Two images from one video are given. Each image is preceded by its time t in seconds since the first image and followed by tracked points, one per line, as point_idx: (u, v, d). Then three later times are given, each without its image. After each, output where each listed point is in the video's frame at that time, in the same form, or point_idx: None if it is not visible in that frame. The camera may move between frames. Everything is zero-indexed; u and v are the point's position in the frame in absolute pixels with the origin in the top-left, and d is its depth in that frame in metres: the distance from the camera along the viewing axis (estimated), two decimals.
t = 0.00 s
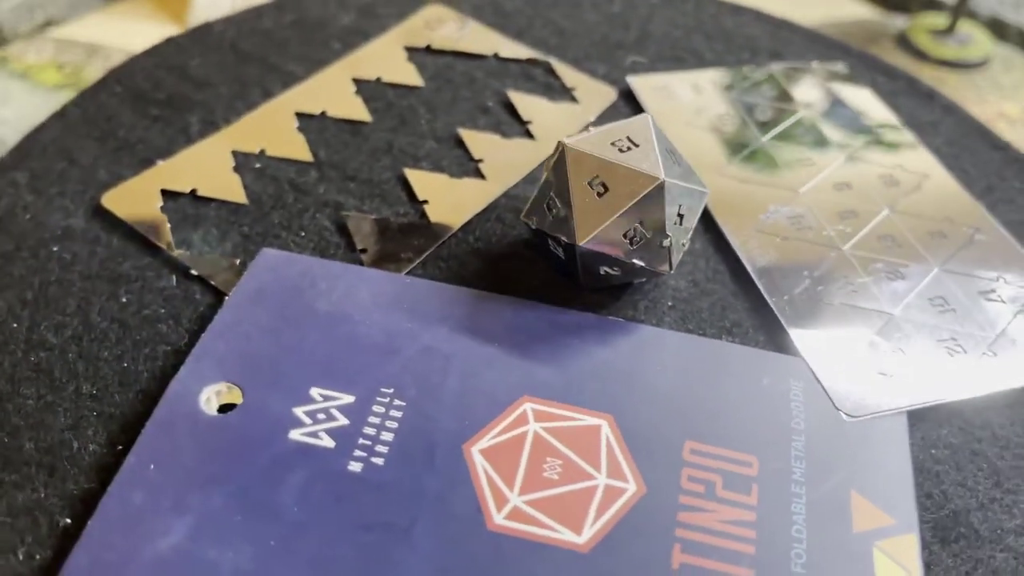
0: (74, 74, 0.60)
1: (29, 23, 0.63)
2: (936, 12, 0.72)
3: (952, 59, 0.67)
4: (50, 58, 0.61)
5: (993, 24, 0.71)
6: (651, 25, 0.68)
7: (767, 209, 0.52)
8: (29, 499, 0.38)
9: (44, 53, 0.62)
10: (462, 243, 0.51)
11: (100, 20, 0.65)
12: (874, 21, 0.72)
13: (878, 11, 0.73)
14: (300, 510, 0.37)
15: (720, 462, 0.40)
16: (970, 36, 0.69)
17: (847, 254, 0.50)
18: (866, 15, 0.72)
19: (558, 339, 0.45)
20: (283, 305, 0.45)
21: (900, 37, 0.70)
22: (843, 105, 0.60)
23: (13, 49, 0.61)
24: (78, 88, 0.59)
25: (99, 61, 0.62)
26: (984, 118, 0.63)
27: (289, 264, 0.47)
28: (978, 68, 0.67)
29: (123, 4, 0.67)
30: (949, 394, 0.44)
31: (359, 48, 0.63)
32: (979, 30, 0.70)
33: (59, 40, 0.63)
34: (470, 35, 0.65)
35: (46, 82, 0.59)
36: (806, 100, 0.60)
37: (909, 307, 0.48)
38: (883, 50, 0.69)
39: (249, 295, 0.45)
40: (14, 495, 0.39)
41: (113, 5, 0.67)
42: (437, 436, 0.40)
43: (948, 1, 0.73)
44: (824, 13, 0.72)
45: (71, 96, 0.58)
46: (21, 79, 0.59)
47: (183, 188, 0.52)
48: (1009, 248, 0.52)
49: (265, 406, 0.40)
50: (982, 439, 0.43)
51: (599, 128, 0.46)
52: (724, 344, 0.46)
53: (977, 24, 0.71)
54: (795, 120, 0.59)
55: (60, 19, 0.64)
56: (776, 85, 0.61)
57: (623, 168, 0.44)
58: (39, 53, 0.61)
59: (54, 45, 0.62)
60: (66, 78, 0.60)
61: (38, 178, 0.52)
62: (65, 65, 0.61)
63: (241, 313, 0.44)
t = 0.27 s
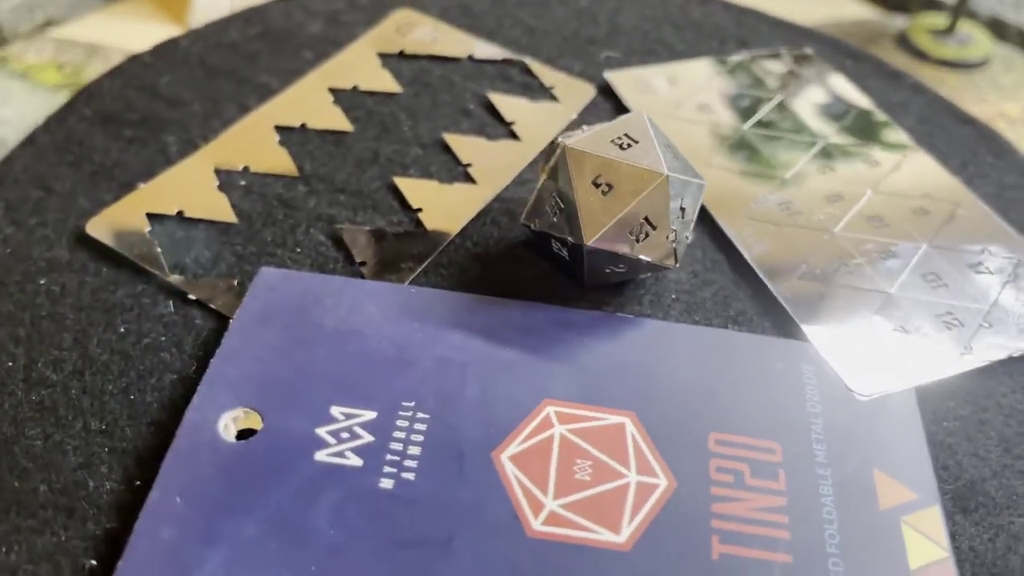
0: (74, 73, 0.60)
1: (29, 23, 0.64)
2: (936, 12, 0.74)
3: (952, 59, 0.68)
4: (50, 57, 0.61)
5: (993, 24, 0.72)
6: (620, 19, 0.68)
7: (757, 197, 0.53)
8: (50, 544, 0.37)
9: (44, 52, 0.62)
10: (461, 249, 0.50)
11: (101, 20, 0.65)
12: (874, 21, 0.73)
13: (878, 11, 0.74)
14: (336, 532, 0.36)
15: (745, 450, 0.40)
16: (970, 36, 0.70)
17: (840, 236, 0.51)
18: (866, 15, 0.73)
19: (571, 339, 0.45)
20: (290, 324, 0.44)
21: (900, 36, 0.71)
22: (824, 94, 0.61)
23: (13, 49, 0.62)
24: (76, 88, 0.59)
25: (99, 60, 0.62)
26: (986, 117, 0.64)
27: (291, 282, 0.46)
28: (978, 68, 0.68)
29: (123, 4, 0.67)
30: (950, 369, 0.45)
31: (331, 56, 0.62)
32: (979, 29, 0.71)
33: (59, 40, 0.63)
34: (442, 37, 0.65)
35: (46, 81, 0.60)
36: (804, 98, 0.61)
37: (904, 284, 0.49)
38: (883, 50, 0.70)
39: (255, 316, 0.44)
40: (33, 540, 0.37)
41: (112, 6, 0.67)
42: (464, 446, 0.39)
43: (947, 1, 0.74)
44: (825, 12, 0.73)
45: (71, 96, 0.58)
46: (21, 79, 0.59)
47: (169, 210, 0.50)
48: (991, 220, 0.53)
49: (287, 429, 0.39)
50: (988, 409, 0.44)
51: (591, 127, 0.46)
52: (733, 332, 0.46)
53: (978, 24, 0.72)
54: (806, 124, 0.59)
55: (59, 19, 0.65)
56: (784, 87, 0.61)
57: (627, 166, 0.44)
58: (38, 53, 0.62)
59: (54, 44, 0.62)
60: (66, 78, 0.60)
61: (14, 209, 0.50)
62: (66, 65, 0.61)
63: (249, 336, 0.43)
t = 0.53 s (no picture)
0: (74, 73, 0.60)
1: (29, 23, 0.62)
2: (936, 12, 0.73)
3: (952, 59, 0.67)
4: (49, 57, 0.60)
5: (993, 24, 0.71)
6: (589, 15, 0.68)
7: (747, 186, 0.54)
8: None
9: (44, 52, 0.61)
10: (460, 255, 0.50)
11: (101, 20, 0.65)
12: (875, 21, 0.72)
13: (878, 11, 0.74)
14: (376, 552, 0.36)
15: (768, 436, 0.41)
16: (970, 36, 0.69)
17: (829, 220, 0.52)
18: (866, 15, 0.73)
19: (583, 339, 0.45)
20: (301, 344, 0.43)
21: (900, 37, 0.70)
22: (816, 90, 0.61)
23: (13, 49, 0.61)
24: (77, 87, 0.59)
25: (100, 60, 0.61)
26: (987, 119, 0.63)
27: (296, 301, 0.45)
28: (977, 68, 0.67)
29: (123, 4, 0.66)
30: (947, 342, 0.46)
31: (304, 67, 0.61)
32: (979, 29, 0.70)
33: (59, 40, 0.62)
34: (414, 41, 0.64)
35: (46, 81, 0.59)
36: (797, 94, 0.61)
37: (897, 263, 0.50)
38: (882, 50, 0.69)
39: (264, 337, 0.43)
40: None
41: (111, 5, 0.66)
42: (494, 455, 0.39)
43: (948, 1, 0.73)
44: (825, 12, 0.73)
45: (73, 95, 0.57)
46: (21, 78, 0.59)
47: (158, 234, 0.49)
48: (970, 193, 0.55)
49: (312, 451, 0.39)
50: (989, 378, 0.46)
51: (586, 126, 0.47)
52: (740, 321, 0.47)
53: (977, 24, 0.71)
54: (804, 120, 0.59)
55: (59, 19, 0.64)
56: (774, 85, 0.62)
57: (629, 163, 0.44)
58: (39, 53, 0.61)
59: (54, 44, 0.61)
60: (66, 78, 0.59)
61: None
62: (65, 65, 0.60)
63: (260, 359, 0.42)
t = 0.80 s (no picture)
0: (72, 74, 0.61)
1: (29, 23, 0.63)
2: (936, 12, 0.74)
3: (953, 59, 0.69)
4: (49, 57, 0.62)
5: (994, 24, 0.72)
6: (558, 12, 0.68)
7: (734, 173, 0.55)
8: None
9: (44, 52, 0.62)
10: (461, 261, 0.49)
11: (102, 20, 0.65)
12: (875, 21, 0.73)
13: (878, 11, 0.75)
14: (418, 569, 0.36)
15: (788, 422, 0.42)
16: (971, 36, 0.70)
17: (818, 203, 0.53)
18: (866, 15, 0.74)
19: (596, 337, 0.45)
20: (315, 363, 0.42)
21: (901, 36, 0.71)
22: (819, 88, 0.61)
23: (13, 48, 0.62)
24: (76, 88, 0.59)
25: (99, 60, 0.62)
26: (987, 119, 0.64)
27: (304, 320, 0.44)
28: (977, 68, 0.68)
29: (124, 4, 0.67)
30: (941, 315, 0.48)
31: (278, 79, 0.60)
32: (979, 29, 0.71)
33: (59, 40, 0.63)
34: (386, 47, 0.63)
35: (45, 82, 0.60)
36: (804, 93, 0.61)
37: (887, 242, 0.51)
38: (882, 50, 0.71)
39: (275, 358, 0.42)
40: None
41: (113, 5, 0.67)
42: (523, 462, 0.39)
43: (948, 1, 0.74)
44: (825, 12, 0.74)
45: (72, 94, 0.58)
46: (21, 79, 0.60)
47: (149, 259, 0.48)
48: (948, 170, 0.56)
49: (341, 471, 0.38)
50: (987, 349, 0.47)
51: (579, 124, 0.47)
52: (745, 309, 0.47)
53: (978, 24, 0.72)
54: (809, 120, 0.59)
55: (59, 19, 0.65)
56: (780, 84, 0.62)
57: (631, 160, 0.44)
58: (39, 53, 0.62)
59: (54, 44, 0.62)
60: (65, 78, 0.60)
61: None
62: (65, 65, 0.61)
63: (275, 382, 0.41)
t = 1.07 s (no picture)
0: (74, 74, 0.59)
1: (29, 23, 0.62)
2: (936, 12, 0.73)
3: (953, 59, 0.67)
4: (49, 58, 0.60)
5: (994, 24, 0.71)
6: (527, 12, 0.68)
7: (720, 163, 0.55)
8: None
9: (44, 52, 0.60)
10: (462, 267, 0.49)
11: (101, 19, 0.64)
12: (875, 21, 0.72)
13: (878, 10, 0.73)
14: None
15: (805, 406, 0.42)
16: (971, 36, 0.69)
17: (804, 188, 0.54)
18: (866, 15, 0.72)
19: (607, 335, 0.45)
20: (331, 381, 0.42)
21: (900, 36, 0.70)
22: (822, 92, 0.61)
23: (13, 48, 0.60)
24: (77, 89, 0.58)
25: (99, 60, 0.61)
26: (986, 117, 0.63)
27: (314, 338, 0.43)
28: (978, 68, 0.67)
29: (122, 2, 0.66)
30: (934, 290, 0.49)
31: (253, 94, 0.59)
32: (979, 29, 0.70)
33: (59, 40, 0.62)
34: (360, 54, 0.62)
35: (46, 82, 0.59)
36: (808, 96, 0.61)
37: (875, 222, 0.52)
38: (882, 50, 0.69)
39: (290, 380, 0.41)
40: None
41: (111, 3, 0.66)
42: (553, 464, 0.39)
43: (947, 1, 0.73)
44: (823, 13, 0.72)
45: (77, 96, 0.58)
46: (21, 78, 0.58)
47: (144, 287, 0.47)
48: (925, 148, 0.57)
49: (373, 489, 0.38)
50: (982, 321, 0.49)
51: (574, 124, 0.47)
52: (748, 297, 0.48)
53: (978, 23, 0.71)
54: (799, 112, 0.59)
55: (59, 18, 0.63)
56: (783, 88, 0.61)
57: (633, 157, 0.45)
58: (39, 53, 0.60)
59: (54, 45, 0.61)
60: (66, 78, 0.59)
61: None
62: (65, 65, 0.60)
63: (293, 404, 0.41)
